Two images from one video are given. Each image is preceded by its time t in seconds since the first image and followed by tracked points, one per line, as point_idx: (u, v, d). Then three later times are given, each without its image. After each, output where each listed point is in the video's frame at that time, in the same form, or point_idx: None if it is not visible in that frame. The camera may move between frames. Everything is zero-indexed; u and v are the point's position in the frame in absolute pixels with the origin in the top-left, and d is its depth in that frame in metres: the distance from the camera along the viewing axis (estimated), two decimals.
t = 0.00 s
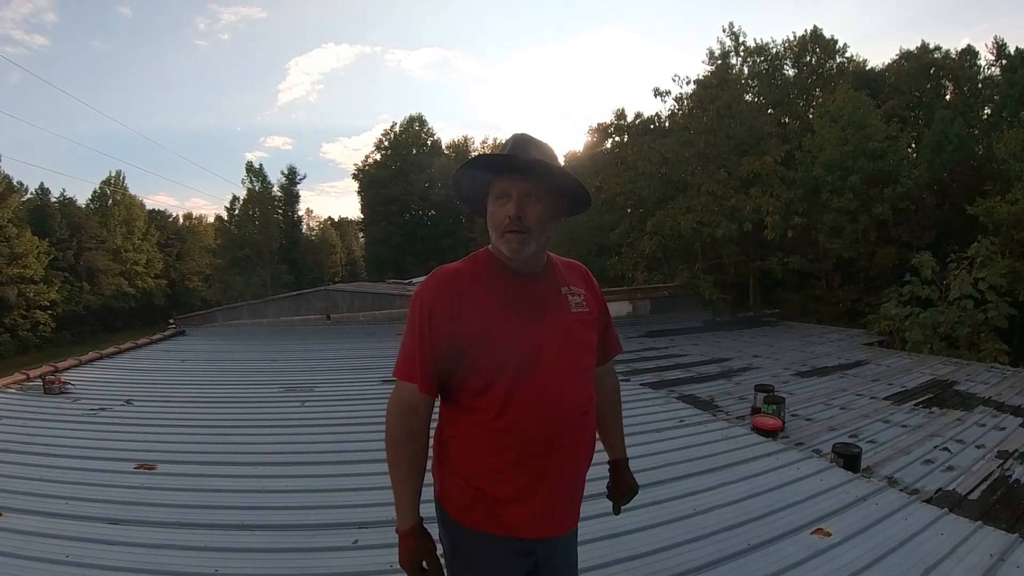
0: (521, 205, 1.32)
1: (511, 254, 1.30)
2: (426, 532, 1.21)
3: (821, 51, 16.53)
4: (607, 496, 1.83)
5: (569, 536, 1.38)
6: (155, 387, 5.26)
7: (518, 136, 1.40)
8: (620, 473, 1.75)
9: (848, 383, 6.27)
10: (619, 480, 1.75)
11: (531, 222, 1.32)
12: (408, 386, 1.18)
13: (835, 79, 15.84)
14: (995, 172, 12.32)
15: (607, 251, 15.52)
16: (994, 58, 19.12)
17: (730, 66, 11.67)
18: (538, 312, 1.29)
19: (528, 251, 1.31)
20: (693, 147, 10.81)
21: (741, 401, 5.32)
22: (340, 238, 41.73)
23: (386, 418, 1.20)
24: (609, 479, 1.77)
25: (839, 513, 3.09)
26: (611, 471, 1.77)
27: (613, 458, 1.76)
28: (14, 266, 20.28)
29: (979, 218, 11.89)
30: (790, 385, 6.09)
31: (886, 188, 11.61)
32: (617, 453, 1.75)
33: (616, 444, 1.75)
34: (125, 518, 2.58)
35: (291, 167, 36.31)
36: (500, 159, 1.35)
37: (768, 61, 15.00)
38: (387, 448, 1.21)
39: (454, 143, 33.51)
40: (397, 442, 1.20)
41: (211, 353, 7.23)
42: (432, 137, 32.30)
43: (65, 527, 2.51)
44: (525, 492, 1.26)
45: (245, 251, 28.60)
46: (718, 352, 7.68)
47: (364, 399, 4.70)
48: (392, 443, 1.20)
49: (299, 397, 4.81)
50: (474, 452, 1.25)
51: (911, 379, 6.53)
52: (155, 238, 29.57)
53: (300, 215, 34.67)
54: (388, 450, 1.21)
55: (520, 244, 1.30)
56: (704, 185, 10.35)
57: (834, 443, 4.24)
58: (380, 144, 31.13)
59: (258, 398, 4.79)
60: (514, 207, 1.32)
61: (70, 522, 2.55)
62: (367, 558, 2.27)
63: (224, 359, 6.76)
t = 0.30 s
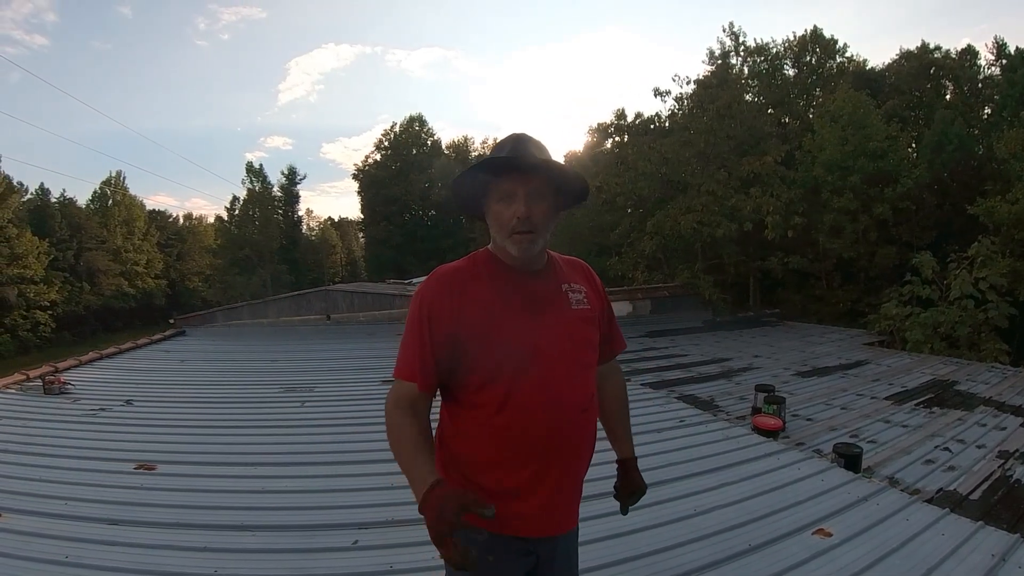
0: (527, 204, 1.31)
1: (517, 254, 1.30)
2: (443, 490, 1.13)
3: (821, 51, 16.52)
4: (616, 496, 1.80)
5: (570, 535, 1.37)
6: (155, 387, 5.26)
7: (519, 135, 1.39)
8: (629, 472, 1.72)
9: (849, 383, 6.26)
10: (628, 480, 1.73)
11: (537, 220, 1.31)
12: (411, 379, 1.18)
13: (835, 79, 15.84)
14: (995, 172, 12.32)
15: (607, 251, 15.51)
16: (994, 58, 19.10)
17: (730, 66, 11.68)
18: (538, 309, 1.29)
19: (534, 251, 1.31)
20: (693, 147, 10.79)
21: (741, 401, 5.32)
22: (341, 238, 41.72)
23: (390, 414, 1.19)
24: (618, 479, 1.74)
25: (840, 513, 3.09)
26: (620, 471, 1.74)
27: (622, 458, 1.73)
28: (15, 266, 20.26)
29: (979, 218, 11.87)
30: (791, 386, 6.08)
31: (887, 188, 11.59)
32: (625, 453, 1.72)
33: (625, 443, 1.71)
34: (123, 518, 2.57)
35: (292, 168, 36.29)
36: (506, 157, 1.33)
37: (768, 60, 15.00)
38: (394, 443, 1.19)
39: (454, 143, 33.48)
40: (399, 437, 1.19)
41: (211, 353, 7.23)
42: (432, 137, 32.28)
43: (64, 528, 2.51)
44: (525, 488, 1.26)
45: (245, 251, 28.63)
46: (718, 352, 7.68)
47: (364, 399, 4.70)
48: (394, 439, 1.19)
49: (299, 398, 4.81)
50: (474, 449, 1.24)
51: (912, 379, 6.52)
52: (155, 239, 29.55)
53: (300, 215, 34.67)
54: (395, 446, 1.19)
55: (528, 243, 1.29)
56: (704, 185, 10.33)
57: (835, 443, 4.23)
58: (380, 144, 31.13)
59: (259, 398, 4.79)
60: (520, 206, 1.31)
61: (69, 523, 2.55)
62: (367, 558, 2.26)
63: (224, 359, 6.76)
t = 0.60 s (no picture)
0: (515, 209, 1.32)
1: (506, 256, 1.31)
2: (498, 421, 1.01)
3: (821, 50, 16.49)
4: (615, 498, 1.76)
5: (569, 535, 1.37)
6: (155, 387, 5.26)
7: (513, 137, 1.39)
8: (629, 472, 1.69)
9: (849, 383, 6.25)
10: (629, 480, 1.70)
11: (527, 226, 1.32)
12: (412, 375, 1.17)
13: (835, 79, 15.85)
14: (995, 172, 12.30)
15: (607, 251, 15.50)
16: (994, 57, 19.08)
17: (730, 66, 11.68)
18: (538, 307, 1.28)
19: (522, 253, 1.31)
20: (694, 147, 10.76)
21: (741, 401, 5.31)
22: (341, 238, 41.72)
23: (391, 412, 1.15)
24: (618, 479, 1.71)
25: (840, 513, 3.08)
26: (620, 470, 1.72)
27: (622, 457, 1.71)
28: (15, 267, 20.28)
29: (979, 218, 11.85)
30: (791, 385, 6.08)
31: (887, 187, 11.58)
32: (624, 451, 1.71)
33: (624, 441, 1.72)
34: (122, 519, 2.57)
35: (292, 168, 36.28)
36: (498, 161, 1.34)
37: (768, 60, 15.01)
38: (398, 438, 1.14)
39: (454, 143, 33.45)
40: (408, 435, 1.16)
41: (211, 354, 7.22)
42: (433, 137, 32.27)
43: (63, 528, 2.50)
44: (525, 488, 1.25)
45: (245, 251, 28.61)
46: (718, 352, 7.68)
47: (364, 399, 4.70)
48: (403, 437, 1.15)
49: (299, 398, 4.80)
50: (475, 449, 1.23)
51: (912, 379, 6.51)
52: (155, 239, 29.53)
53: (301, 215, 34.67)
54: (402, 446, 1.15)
55: (515, 246, 1.30)
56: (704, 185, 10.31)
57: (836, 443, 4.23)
58: (380, 144, 31.13)
59: (259, 398, 4.79)
60: (509, 210, 1.32)
61: (68, 523, 2.55)
62: (366, 559, 2.26)
63: (224, 359, 6.75)
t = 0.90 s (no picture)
0: (535, 196, 1.31)
1: (525, 247, 1.29)
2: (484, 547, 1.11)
3: (822, 50, 16.37)
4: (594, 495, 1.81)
5: (572, 536, 1.37)
6: (155, 388, 5.24)
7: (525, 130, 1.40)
8: (612, 472, 1.73)
9: (849, 383, 6.25)
10: (611, 479, 1.74)
11: (544, 214, 1.31)
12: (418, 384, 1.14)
13: (836, 79, 15.85)
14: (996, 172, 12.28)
15: (607, 251, 15.49)
16: (994, 57, 19.09)
17: (730, 66, 11.67)
18: (546, 310, 1.28)
19: (540, 243, 1.30)
20: (694, 147, 10.74)
21: (742, 401, 5.31)
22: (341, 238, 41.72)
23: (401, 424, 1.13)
24: (601, 478, 1.75)
25: (841, 514, 3.08)
26: (602, 468, 1.75)
27: (606, 456, 1.74)
28: (15, 267, 20.26)
29: (979, 218, 11.83)
30: (791, 386, 6.07)
31: (887, 187, 11.56)
32: (607, 451, 1.73)
33: (609, 439, 1.73)
34: (121, 519, 2.57)
35: (292, 168, 36.26)
36: (520, 147, 1.33)
37: (768, 60, 15.02)
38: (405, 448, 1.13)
39: (454, 143, 33.43)
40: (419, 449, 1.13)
41: (211, 354, 7.21)
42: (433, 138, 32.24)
43: (62, 528, 2.50)
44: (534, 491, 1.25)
45: (245, 251, 28.59)
46: (719, 352, 7.67)
47: (364, 400, 4.70)
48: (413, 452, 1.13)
49: (298, 398, 4.78)
50: (485, 456, 1.22)
51: (913, 379, 6.50)
52: (155, 239, 29.52)
53: (301, 215, 34.66)
54: (410, 458, 1.13)
55: (535, 235, 1.29)
56: (705, 185, 10.29)
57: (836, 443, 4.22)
58: (380, 144, 31.12)
59: (259, 399, 4.78)
60: (528, 198, 1.31)
61: (67, 524, 2.54)
62: (366, 559, 2.26)
63: (223, 360, 6.74)
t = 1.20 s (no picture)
0: (537, 193, 1.30)
1: (528, 243, 1.28)
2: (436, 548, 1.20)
3: (822, 50, 16.37)
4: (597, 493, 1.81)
5: (577, 539, 1.37)
6: (155, 388, 5.23)
7: (527, 127, 1.40)
8: (612, 470, 1.74)
9: (850, 383, 6.25)
10: (610, 476, 1.74)
11: (546, 211, 1.31)
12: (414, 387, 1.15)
13: (836, 80, 15.84)
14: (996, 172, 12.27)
15: (608, 251, 15.49)
16: (994, 58, 19.10)
17: (730, 66, 11.67)
18: (548, 309, 1.28)
19: (544, 241, 1.29)
20: (694, 147, 10.73)
21: (743, 401, 5.30)
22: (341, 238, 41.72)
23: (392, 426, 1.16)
24: (600, 476, 1.75)
25: (842, 514, 3.07)
26: (602, 466, 1.75)
27: (606, 452, 1.74)
28: (15, 267, 20.28)
29: (979, 218, 11.83)
30: (791, 385, 6.07)
31: (888, 187, 11.55)
32: (607, 447, 1.73)
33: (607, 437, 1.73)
34: (121, 520, 2.56)
35: (292, 168, 36.26)
36: (522, 144, 1.33)
37: (768, 61, 15.02)
38: (389, 452, 1.16)
39: (454, 143, 33.42)
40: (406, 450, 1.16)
41: (211, 354, 7.20)
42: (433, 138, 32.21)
43: (62, 529, 2.50)
44: (539, 494, 1.25)
45: (245, 251, 28.59)
46: (719, 352, 7.67)
47: (365, 400, 4.69)
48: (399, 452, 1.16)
49: (298, 399, 4.78)
50: (487, 459, 1.22)
51: (913, 379, 6.50)
52: (155, 239, 29.52)
53: (301, 216, 34.67)
54: (396, 457, 1.16)
55: (537, 233, 1.28)
56: (705, 185, 10.28)
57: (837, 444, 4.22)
58: (380, 144, 31.12)
59: (259, 399, 4.77)
60: (530, 196, 1.30)
61: (68, 524, 2.54)
62: (367, 560, 2.25)
63: (223, 360, 6.73)
